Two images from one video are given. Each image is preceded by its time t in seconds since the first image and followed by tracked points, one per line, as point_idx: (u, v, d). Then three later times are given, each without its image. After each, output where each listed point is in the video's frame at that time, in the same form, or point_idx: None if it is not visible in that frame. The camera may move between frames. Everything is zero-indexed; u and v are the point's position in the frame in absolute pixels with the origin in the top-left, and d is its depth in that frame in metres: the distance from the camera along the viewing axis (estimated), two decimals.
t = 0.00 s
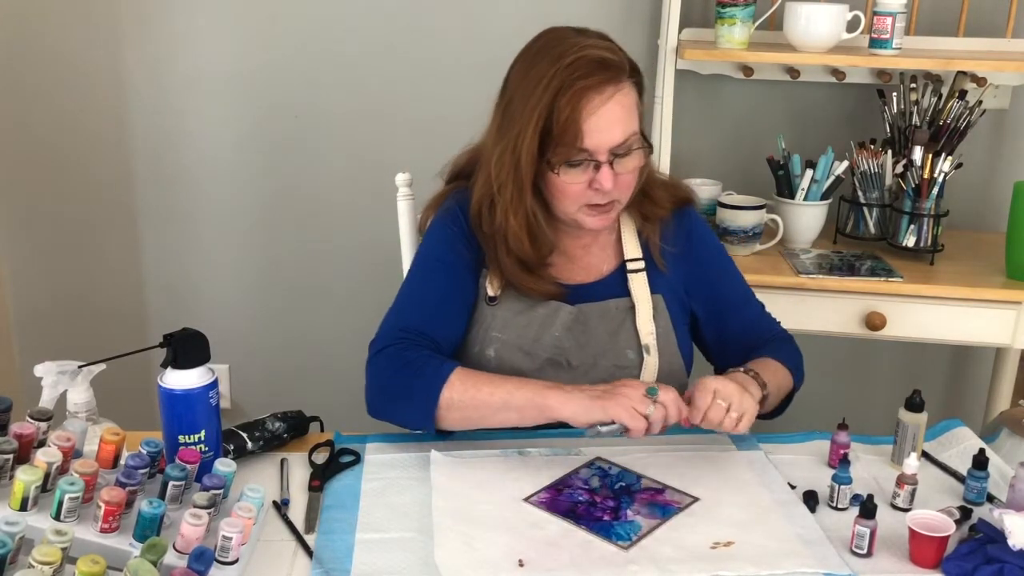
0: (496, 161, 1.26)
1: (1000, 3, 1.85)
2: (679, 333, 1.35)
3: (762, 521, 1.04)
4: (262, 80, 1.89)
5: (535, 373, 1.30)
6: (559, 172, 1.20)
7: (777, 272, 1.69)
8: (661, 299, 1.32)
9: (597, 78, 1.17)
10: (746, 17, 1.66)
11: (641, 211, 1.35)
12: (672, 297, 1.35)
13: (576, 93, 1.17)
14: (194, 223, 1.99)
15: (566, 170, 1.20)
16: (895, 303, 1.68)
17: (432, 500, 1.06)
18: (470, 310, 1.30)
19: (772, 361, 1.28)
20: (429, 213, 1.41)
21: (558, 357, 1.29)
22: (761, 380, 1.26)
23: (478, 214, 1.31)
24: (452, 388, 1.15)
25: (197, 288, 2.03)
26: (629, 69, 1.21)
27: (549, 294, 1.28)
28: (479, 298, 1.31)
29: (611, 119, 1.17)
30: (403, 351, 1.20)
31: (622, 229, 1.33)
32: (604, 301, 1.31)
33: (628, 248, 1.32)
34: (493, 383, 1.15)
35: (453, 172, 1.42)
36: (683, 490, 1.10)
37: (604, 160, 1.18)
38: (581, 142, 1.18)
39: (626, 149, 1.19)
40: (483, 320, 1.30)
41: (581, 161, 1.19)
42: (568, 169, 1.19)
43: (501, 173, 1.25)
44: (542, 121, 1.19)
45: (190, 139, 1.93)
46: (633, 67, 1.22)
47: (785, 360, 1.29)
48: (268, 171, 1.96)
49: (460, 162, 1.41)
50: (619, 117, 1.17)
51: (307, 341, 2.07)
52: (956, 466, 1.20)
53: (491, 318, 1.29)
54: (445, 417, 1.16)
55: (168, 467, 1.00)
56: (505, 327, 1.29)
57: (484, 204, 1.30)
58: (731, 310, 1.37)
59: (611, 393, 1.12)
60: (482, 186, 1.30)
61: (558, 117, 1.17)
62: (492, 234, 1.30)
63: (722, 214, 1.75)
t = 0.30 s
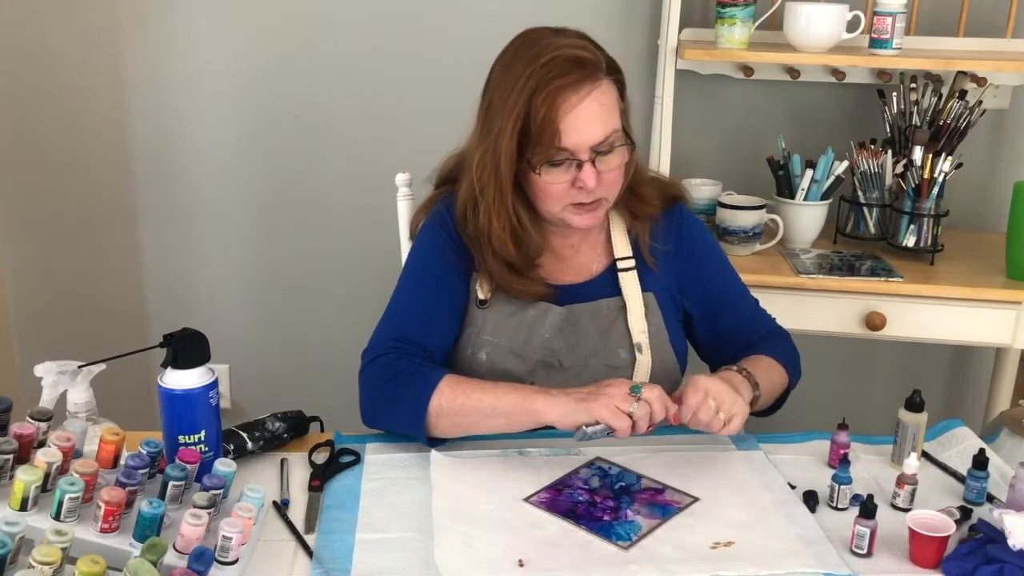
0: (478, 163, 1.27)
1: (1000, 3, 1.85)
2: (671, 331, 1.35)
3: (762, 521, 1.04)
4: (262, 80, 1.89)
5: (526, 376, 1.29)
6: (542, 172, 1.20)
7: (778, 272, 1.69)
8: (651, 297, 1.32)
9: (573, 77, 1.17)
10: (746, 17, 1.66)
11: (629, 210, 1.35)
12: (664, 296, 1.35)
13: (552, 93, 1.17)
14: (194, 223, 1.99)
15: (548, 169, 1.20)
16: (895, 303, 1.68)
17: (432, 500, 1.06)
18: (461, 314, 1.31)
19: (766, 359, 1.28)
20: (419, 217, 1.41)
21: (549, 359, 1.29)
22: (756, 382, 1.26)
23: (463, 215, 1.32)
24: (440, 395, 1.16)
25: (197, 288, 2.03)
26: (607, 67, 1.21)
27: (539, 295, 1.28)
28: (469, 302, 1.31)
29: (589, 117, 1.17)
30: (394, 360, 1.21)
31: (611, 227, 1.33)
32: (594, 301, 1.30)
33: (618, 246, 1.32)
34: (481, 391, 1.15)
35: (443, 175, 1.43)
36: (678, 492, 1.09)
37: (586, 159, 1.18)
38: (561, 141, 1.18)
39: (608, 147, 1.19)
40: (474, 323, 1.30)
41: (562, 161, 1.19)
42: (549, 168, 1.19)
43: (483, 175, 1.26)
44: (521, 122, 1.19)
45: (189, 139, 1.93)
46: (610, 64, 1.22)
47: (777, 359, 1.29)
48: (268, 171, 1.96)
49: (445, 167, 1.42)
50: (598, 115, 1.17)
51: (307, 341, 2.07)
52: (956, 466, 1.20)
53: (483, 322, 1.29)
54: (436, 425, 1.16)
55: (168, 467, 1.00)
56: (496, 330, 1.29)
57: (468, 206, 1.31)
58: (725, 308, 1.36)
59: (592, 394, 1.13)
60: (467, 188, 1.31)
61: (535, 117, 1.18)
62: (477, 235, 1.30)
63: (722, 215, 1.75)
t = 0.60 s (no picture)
0: (475, 164, 1.27)
1: (1000, 3, 1.85)
2: (670, 332, 1.34)
3: (763, 521, 1.04)
4: (262, 80, 1.89)
5: (524, 378, 1.29)
6: (539, 174, 1.20)
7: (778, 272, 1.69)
8: (650, 299, 1.32)
9: (570, 79, 1.17)
10: (746, 17, 1.66)
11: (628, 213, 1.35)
12: (663, 297, 1.34)
13: (550, 94, 1.16)
14: (194, 223, 1.99)
15: (545, 171, 1.20)
16: (895, 303, 1.68)
17: (433, 499, 1.06)
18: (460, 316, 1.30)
19: (764, 364, 1.28)
20: (417, 219, 1.41)
21: (547, 362, 1.28)
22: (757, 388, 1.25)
23: (461, 216, 1.32)
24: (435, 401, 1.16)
25: (197, 288, 2.03)
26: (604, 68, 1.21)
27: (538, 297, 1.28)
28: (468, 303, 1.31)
29: (588, 118, 1.17)
30: (391, 364, 1.21)
31: (610, 229, 1.33)
32: (592, 302, 1.30)
33: (617, 247, 1.32)
34: (477, 399, 1.15)
35: (443, 175, 1.43)
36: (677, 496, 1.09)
37: (583, 160, 1.18)
38: (558, 142, 1.18)
39: (606, 149, 1.19)
40: (472, 325, 1.30)
41: (560, 162, 1.19)
42: (547, 170, 1.19)
43: (480, 177, 1.26)
44: (518, 123, 1.19)
45: (189, 139, 1.93)
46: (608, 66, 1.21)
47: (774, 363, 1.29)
48: (268, 171, 1.96)
49: (443, 169, 1.43)
50: (597, 116, 1.17)
51: (306, 340, 2.08)
52: (955, 466, 1.20)
53: (481, 324, 1.29)
54: (432, 429, 1.16)
55: (168, 467, 1.00)
56: (493, 332, 1.29)
57: (465, 207, 1.31)
58: (724, 309, 1.36)
59: (583, 401, 1.11)
60: (464, 189, 1.31)
61: (533, 119, 1.17)
62: (474, 236, 1.30)
63: (722, 215, 1.75)
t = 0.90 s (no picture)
0: (478, 164, 1.27)
1: (1000, 3, 1.85)
2: (671, 335, 1.34)
3: (763, 521, 1.04)
4: (262, 81, 1.89)
5: (526, 381, 1.28)
6: (542, 175, 1.20)
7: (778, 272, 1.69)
8: (652, 302, 1.32)
9: (576, 81, 1.16)
10: (746, 17, 1.66)
11: (631, 216, 1.35)
12: (664, 300, 1.34)
13: (554, 96, 1.16)
14: (194, 224, 1.99)
15: (548, 172, 1.20)
16: (895, 303, 1.68)
17: (433, 499, 1.06)
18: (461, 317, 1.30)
19: (767, 368, 1.28)
20: (418, 219, 1.41)
21: (549, 365, 1.28)
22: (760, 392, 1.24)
23: (463, 216, 1.32)
24: (437, 404, 1.16)
25: (197, 288, 2.03)
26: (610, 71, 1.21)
27: (540, 298, 1.28)
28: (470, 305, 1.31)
29: (592, 121, 1.16)
30: (393, 365, 1.21)
31: (613, 231, 1.33)
32: (594, 305, 1.30)
33: (620, 250, 1.32)
34: (477, 400, 1.15)
35: (445, 175, 1.42)
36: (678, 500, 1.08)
37: (586, 163, 1.18)
38: (562, 144, 1.18)
39: (610, 152, 1.19)
40: (474, 327, 1.30)
41: (563, 164, 1.19)
42: (550, 172, 1.19)
43: (483, 177, 1.26)
44: (522, 124, 1.19)
45: (189, 139, 1.93)
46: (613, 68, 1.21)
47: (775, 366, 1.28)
48: (267, 172, 1.96)
49: (445, 168, 1.42)
50: (601, 119, 1.17)
51: (306, 341, 2.08)
52: (956, 467, 1.20)
53: (483, 325, 1.29)
54: (435, 433, 1.16)
55: (168, 467, 1.00)
56: (495, 334, 1.29)
57: (468, 207, 1.31)
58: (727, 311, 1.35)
59: (580, 404, 1.11)
60: (467, 188, 1.30)
61: (536, 121, 1.17)
62: (476, 237, 1.30)
63: (722, 215, 1.75)
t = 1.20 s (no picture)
0: (478, 166, 1.27)
1: (1000, 3, 1.85)
2: (671, 339, 1.34)
3: (763, 522, 1.04)
4: (261, 81, 1.89)
5: (526, 386, 1.28)
6: (542, 179, 1.20)
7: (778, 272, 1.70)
8: (651, 305, 1.32)
9: (578, 86, 1.16)
10: (746, 17, 1.66)
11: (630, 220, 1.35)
12: (663, 303, 1.34)
13: (555, 100, 1.16)
14: (194, 224, 1.99)
15: (547, 176, 1.20)
16: (895, 303, 1.68)
17: (433, 499, 1.06)
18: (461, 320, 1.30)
19: (773, 372, 1.26)
20: (417, 222, 1.41)
21: (549, 370, 1.28)
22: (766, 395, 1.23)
23: (463, 218, 1.32)
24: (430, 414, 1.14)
25: (197, 288, 2.03)
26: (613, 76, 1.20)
27: (539, 301, 1.28)
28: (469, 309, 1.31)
29: (593, 127, 1.16)
30: (392, 370, 1.21)
31: (612, 234, 1.33)
32: (593, 309, 1.30)
33: (619, 252, 1.32)
34: (470, 409, 1.13)
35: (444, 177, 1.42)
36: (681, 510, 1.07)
37: (586, 168, 1.18)
38: (561, 149, 1.18)
39: (610, 157, 1.19)
40: (474, 331, 1.29)
41: (562, 168, 1.19)
42: (549, 175, 1.20)
43: (483, 179, 1.26)
44: (522, 128, 1.19)
45: (189, 139, 1.93)
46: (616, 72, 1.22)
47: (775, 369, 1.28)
48: (267, 172, 1.96)
49: (445, 170, 1.42)
50: (602, 125, 1.17)
51: (306, 341, 2.07)
52: (956, 467, 1.20)
53: (483, 330, 1.29)
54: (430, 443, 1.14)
55: (168, 467, 1.00)
56: (495, 338, 1.28)
57: (468, 208, 1.31)
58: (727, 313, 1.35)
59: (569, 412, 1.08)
60: (467, 190, 1.31)
61: (537, 125, 1.17)
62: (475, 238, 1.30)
63: (722, 215, 1.75)
